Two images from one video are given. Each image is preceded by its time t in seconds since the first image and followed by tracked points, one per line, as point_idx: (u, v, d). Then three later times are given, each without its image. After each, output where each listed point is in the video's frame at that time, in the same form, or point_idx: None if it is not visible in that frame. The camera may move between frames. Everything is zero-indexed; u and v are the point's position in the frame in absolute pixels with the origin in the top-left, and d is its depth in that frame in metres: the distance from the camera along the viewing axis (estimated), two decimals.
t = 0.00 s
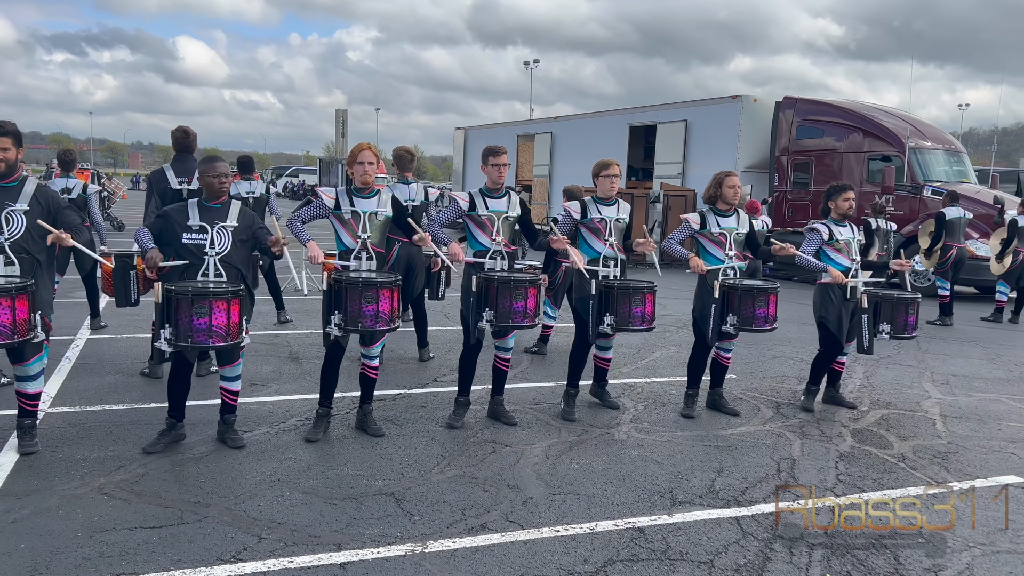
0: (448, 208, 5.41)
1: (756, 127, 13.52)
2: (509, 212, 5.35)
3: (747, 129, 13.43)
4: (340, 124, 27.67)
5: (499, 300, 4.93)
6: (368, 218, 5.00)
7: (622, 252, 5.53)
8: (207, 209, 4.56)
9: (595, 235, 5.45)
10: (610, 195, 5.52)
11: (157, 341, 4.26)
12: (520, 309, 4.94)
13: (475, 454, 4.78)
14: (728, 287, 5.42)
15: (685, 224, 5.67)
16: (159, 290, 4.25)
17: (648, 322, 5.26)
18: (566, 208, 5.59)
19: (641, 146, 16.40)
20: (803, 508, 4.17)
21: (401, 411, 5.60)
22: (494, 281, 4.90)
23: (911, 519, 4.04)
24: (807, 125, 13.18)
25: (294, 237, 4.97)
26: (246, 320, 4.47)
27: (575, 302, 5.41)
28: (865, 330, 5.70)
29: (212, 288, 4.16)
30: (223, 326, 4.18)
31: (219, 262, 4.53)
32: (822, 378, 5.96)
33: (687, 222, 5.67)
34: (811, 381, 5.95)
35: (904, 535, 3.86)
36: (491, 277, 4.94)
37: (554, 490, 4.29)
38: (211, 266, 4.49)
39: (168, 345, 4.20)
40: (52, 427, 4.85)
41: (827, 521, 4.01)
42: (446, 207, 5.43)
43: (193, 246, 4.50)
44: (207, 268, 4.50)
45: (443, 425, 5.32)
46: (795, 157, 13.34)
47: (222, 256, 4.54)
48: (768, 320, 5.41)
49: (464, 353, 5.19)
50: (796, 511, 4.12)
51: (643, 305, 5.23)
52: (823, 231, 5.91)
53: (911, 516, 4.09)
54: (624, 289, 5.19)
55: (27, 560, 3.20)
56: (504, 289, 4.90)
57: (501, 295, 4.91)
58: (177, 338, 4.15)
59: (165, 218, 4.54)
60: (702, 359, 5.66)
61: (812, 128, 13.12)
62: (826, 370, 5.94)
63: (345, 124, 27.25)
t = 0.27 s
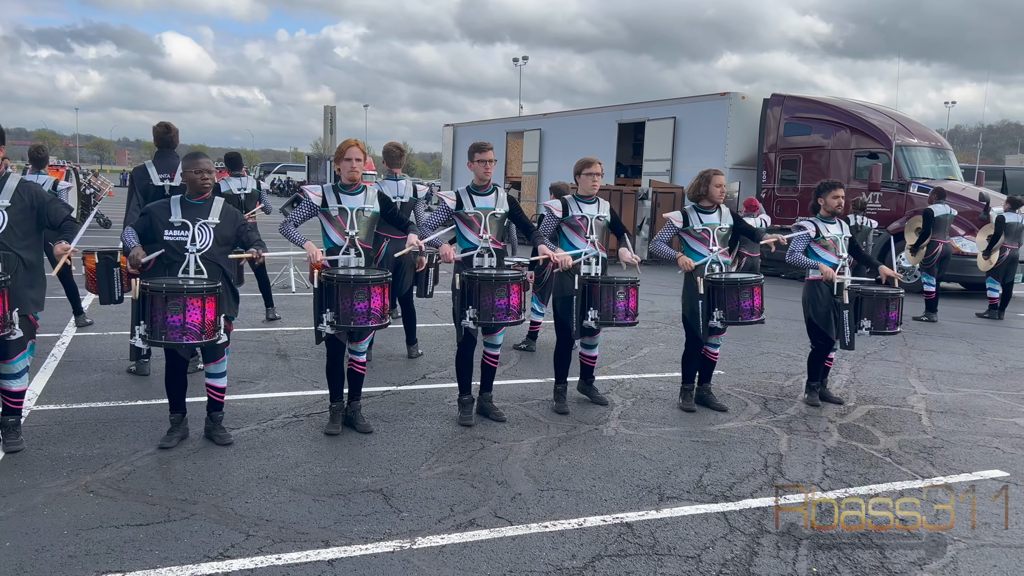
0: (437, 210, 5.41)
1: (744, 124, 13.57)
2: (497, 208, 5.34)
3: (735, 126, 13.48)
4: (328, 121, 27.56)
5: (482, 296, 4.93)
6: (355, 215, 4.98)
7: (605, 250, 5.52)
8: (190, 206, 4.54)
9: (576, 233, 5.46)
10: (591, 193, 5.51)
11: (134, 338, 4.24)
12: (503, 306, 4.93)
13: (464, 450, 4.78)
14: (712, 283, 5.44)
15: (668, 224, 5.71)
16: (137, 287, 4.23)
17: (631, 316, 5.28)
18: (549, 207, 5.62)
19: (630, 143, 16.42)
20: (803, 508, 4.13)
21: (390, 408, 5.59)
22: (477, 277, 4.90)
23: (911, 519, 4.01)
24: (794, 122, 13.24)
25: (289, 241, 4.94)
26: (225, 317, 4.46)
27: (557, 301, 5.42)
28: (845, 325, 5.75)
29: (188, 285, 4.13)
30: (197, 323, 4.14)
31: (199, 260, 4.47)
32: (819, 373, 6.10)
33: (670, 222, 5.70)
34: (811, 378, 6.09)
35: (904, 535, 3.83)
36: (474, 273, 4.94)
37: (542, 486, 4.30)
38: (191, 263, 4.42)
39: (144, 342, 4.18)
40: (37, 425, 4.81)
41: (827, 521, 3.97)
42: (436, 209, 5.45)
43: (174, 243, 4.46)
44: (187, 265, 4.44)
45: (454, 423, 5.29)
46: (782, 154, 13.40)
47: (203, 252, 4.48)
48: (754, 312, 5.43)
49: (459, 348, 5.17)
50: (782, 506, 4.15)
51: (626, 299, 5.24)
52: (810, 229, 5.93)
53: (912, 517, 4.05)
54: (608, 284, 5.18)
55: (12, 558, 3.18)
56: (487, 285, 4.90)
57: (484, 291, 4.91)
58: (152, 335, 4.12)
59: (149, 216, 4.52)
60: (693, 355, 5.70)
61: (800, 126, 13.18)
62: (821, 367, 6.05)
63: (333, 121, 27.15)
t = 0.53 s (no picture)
0: (430, 204, 5.33)
1: (736, 121, 13.59)
2: (488, 204, 5.35)
3: (728, 123, 13.50)
4: (320, 117, 27.48)
5: (477, 291, 4.93)
6: (346, 211, 4.97)
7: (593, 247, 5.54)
8: (174, 202, 4.50)
9: (565, 229, 5.46)
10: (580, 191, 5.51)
11: (121, 335, 4.21)
12: (498, 299, 4.97)
13: (457, 447, 4.78)
14: (705, 281, 5.44)
15: (661, 217, 5.68)
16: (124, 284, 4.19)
17: (620, 315, 5.29)
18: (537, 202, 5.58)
19: (623, 140, 16.43)
20: (801, 506, 4.11)
21: (382, 405, 5.58)
22: (473, 272, 4.91)
23: (911, 519, 3.98)
24: (787, 119, 13.28)
25: (272, 232, 4.89)
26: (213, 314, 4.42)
27: (545, 299, 5.41)
28: (833, 319, 5.76)
29: (178, 282, 4.12)
30: (187, 321, 4.12)
31: (184, 257, 4.47)
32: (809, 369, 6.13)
33: (663, 215, 5.67)
34: (801, 373, 6.12)
35: (901, 535, 3.79)
36: (470, 268, 4.95)
37: (535, 482, 4.30)
38: (176, 260, 4.42)
39: (132, 340, 4.15)
40: (28, 423, 4.79)
41: (826, 519, 3.95)
42: (427, 205, 5.38)
43: (159, 240, 4.45)
44: (172, 262, 4.44)
45: (448, 420, 5.29)
46: (775, 151, 13.43)
47: (188, 250, 4.47)
48: (745, 312, 5.44)
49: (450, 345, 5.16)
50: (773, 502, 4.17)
51: (616, 298, 5.26)
52: (801, 222, 5.97)
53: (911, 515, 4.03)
54: (598, 282, 5.21)
55: (2, 556, 3.16)
56: (483, 279, 4.91)
57: (479, 286, 4.92)
58: (141, 332, 4.10)
59: (132, 212, 4.46)
60: (683, 348, 5.75)
61: (792, 122, 13.22)
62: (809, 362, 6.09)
63: (326, 118, 27.07)
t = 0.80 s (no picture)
0: (427, 201, 5.32)
1: (733, 118, 13.60)
2: (487, 201, 5.34)
3: (724, 120, 13.51)
4: (315, 113, 27.41)
5: (477, 287, 4.92)
6: (344, 208, 4.96)
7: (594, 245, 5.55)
8: (171, 198, 4.49)
9: (566, 227, 5.45)
10: (581, 187, 5.51)
11: (120, 331, 4.19)
12: (499, 296, 4.96)
13: (454, 443, 4.78)
14: (705, 278, 5.45)
15: (661, 213, 5.69)
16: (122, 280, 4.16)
17: (624, 313, 5.28)
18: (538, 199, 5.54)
19: (619, 137, 16.42)
20: (801, 507, 4.06)
21: (379, 401, 5.57)
22: (473, 269, 4.90)
23: (910, 519, 3.93)
24: (783, 115, 13.28)
25: (267, 228, 4.88)
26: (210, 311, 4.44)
27: (547, 296, 5.41)
28: (828, 316, 5.77)
29: (177, 277, 4.11)
30: (187, 316, 4.13)
31: (182, 253, 4.47)
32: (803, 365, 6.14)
33: (662, 211, 5.69)
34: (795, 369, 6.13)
35: (902, 536, 3.75)
36: (470, 265, 4.94)
37: (532, 479, 4.31)
38: (174, 257, 4.43)
39: (132, 335, 4.14)
40: (23, 419, 4.77)
41: (826, 520, 3.91)
42: (425, 201, 5.35)
43: (156, 236, 4.43)
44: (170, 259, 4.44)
45: (444, 416, 5.30)
46: (771, 148, 13.44)
47: (185, 246, 4.48)
48: (745, 310, 5.45)
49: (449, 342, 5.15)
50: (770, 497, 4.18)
51: (619, 296, 5.25)
52: (796, 219, 5.98)
53: (911, 516, 3.97)
54: (602, 281, 5.19)
55: None
56: (483, 276, 4.90)
57: (479, 282, 4.91)
58: (140, 328, 4.08)
59: (127, 208, 4.43)
60: (680, 343, 5.77)
61: (788, 119, 13.23)
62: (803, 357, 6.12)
63: (321, 114, 27.01)
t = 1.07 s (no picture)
0: (427, 197, 5.33)
1: (731, 114, 13.59)
2: (488, 198, 5.34)
3: (723, 116, 13.50)
4: (313, 110, 27.37)
5: (478, 284, 4.92)
6: (344, 205, 4.94)
7: (598, 243, 5.56)
8: (168, 195, 4.48)
9: (570, 225, 5.45)
10: (585, 184, 5.51)
11: (120, 328, 4.19)
12: (499, 294, 4.95)
13: (453, 440, 4.78)
14: (709, 276, 5.47)
15: (662, 211, 5.69)
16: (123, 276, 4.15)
17: (627, 311, 5.31)
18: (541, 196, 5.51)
19: (617, 134, 16.41)
20: (800, 507, 4.03)
21: (378, 398, 5.57)
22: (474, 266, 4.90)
23: (910, 519, 3.90)
24: (781, 112, 13.29)
25: (268, 225, 4.88)
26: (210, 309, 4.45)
27: (551, 293, 5.42)
28: (824, 313, 5.77)
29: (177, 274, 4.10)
30: (188, 313, 4.12)
31: (180, 249, 4.46)
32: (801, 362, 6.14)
33: (664, 209, 5.69)
34: (793, 365, 6.10)
35: (900, 535, 3.73)
36: (470, 261, 4.94)
37: (532, 475, 4.31)
38: (172, 253, 4.40)
39: (132, 332, 4.13)
40: (23, 417, 4.76)
41: (825, 520, 3.89)
42: (426, 197, 5.36)
43: (154, 233, 4.42)
44: (168, 255, 4.41)
45: (445, 413, 5.29)
46: (769, 145, 13.44)
47: (183, 243, 4.46)
48: (747, 307, 5.46)
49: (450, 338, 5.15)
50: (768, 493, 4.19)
51: (622, 294, 5.27)
52: (794, 216, 5.99)
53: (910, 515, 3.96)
54: (604, 279, 5.21)
55: None
56: (483, 273, 4.90)
57: (480, 279, 4.91)
58: (141, 325, 4.08)
59: (125, 205, 4.43)
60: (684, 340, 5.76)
61: (786, 116, 13.23)
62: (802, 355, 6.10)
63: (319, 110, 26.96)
